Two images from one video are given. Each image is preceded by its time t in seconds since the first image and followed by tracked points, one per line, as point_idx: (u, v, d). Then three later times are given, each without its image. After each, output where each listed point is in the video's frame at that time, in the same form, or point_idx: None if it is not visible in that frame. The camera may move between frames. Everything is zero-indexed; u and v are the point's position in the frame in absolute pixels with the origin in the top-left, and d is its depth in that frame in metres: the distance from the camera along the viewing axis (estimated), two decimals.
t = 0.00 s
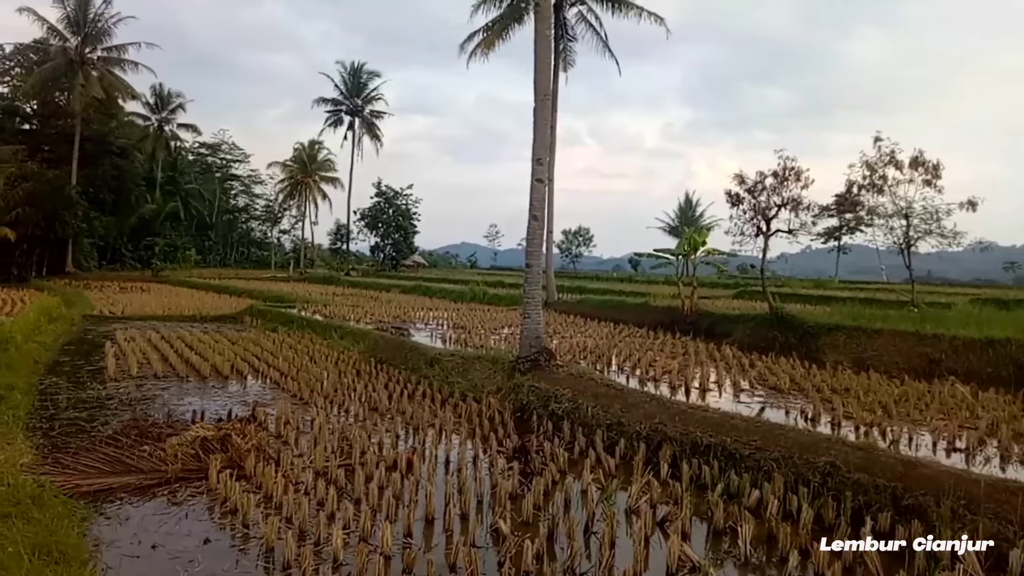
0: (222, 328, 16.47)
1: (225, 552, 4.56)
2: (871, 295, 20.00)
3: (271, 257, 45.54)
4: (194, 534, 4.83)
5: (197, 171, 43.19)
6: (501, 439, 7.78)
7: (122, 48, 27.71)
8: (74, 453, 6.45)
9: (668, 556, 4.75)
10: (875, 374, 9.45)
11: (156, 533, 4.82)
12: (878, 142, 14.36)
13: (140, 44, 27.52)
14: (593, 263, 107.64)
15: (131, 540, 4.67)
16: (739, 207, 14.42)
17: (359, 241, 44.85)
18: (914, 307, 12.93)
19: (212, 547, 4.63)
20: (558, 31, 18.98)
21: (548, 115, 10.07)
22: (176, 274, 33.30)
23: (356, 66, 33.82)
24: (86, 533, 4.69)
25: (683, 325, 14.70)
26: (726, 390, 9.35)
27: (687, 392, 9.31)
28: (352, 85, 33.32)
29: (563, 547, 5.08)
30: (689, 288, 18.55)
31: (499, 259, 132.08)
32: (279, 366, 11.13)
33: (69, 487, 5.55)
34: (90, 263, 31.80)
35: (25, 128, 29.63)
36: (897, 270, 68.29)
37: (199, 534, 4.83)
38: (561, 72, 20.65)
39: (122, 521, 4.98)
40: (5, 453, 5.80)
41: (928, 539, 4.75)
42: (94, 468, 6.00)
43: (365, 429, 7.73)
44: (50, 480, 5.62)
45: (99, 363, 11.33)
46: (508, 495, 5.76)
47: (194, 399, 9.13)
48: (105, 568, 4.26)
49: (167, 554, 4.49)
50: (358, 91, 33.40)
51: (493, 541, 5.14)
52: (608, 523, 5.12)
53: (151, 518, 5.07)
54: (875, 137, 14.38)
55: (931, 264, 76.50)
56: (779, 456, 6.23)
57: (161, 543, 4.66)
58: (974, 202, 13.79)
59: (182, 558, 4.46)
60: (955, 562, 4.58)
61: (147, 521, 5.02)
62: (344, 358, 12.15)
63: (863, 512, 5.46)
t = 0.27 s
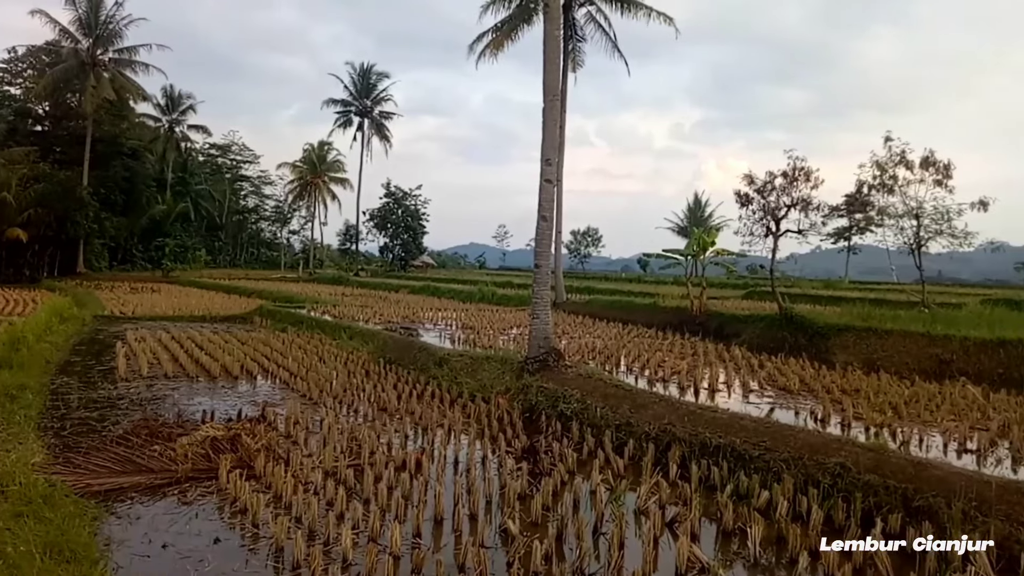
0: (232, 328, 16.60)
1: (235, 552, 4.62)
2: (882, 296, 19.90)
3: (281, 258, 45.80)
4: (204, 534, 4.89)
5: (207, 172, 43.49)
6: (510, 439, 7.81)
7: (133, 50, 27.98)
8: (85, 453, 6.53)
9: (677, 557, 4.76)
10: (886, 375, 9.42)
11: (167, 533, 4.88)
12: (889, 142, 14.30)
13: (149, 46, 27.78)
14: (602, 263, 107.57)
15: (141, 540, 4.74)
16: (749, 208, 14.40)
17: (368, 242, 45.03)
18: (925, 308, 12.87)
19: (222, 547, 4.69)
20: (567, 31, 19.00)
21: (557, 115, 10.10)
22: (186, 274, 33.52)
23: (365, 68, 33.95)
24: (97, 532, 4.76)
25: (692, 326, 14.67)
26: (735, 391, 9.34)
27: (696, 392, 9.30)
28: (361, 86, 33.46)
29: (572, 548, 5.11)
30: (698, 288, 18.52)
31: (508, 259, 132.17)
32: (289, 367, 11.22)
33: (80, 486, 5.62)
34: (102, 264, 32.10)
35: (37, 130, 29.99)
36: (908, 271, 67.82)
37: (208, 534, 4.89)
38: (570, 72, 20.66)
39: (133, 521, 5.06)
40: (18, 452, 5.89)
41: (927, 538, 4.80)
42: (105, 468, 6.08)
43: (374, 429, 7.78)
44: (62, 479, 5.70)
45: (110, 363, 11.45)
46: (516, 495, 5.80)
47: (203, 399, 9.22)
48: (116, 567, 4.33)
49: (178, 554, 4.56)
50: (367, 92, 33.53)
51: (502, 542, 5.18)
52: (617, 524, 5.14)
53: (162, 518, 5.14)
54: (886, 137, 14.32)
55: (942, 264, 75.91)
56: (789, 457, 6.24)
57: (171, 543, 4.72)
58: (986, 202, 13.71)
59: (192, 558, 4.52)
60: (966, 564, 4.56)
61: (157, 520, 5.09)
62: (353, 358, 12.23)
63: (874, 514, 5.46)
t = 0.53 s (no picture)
0: (239, 328, 16.67)
1: (242, 552, 4.64)
2: (889, 296, 19.81)
3: (287, 258, 45.96)
4: (211, 533, 4.92)
5: (214, 173, 43.67)
6: (516, 439, 7.82)
7: (141, 52, 28.12)
8: (93, 452, 6.57)
9: (683, 557, 4.75)
10: (893, 376, 9.38)
11: (174, 532, 4.91)
12: (896, 142, 14.23)
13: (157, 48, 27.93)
14: (608, 263, 107.75)
15: (149, 539, 4.77)
16: (755, 208, 14.36)
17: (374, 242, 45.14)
18: (932, 308, 12.79)
19: (229, 546, 4.71)
20: (573, 32, 18.99)
21: (562, 116, 10.11)
22: (193, 275, 33.67)
23: (371, 68, 34.04)
24: (105, 531, 4.79)
25: (699, 326, 14.63)
26: (742, 392, 9.32)
27: (702, 393, 9.28)
28: (367, 86, 33.55)
29: (578, 548, 5.10)
30: (704, 288, 18.49)
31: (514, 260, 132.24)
32: (296, 367, 11.25)
33: (88, 486, 5.66)
34: (109, 265, 32.29)
35: (46, 131, 30.18)
36: (915, 271, 67.52)
37: (216, 534, 4.92)
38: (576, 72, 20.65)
39: (140, 520, 5.09)
40: (26, 452, 5.92)
41: (926, 538, 4.82)
42: (113, 468, 6.11)
43: (380, 430, 7.80)
44: (70, 479, 5.73)
45: (118, 363, 11.53)
46: (522, 496, 5.80)
47: (211, 399, 9.26)
48: (123, 567, 4.35)
49: (185, 553, 4.59)
50: (373, 92, 33.62)
51: (508, 542, 5.18)
52: (623, 524, 5.14)
53: (170, 517, 5.17)
54: (893, 137, 14.26)
55: (950, 264, 75.53)
56: (796, 458, 6.22)
57: (179, 542, 4.75)
58: (994, 202, 13.63)
59: (199, 557, 4.55)
60: (974, 566, 4.53)
61: (164, 520, 5.12)
62: (359, 358, 12.25)
63: (881, 515, 5.44)
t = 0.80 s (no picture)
0: (242, 328, 16.70)
1: (245, 552, 4.65)
2: (893, 296, 19.76)
3: (291, 258, 46.05)
4: (215, 533, 4.93)
5: (218, 173, 43.76)
6: (519, 439, 7.82)
7: (145, 53, 28.16)
8: (98, 452, 6.59)
9: (687, 558, 4.75)
10: (897, 376, 9.35)
11: (177, 532, 4.92)
12: (900, 142, 14.19)
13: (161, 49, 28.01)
14: (611, 263, 107.70)
15: (152, 539, 4.78)
16: (759, 208, 14.34)
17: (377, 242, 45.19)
18: (937, 309, 12.74)
19: (232, 546, 4.72)
20: (576, 32, 18.99)
21: (565, 116, 10.11)
22: (197, 275, 33.76)
23: (374, 69, 34.08)
24: (109, 531, 4.80)
25: (702, 326, 14.61)
26: (745, 392, 9.30)
27: (706, 393, 9.26)
28: (371, 87, 33.59)
29: (581, 549, 5.10)
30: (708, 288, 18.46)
31: (517, 260, 132.23)
32: (299, 367, 11.28)
33: (92, 486, 5.68)
34: (113, 266, 32.41)
35: (51, 132, 30.28)
36: (919, 271, 67.32)
37: (219, 534, 4.93)
38: (579, 72, 20.63)
39: (144, 520, 5.10)
40: (31, 452, 5.94)
41: (926, 538, 4.83)
42: (117, 468, 6.13)
43: (383, 430, 7.80)
44: (74, 479, 5.75)
45: (122, 363, 11.57)
46: (525, 496, 5.79)
47: (215, 399, 9.28)
48: (127, 566, 4.36)
49: (188, 553, 4.60)
50: (377, 93, 33.66)
51: (511, 542, 5.18)
52: (626, 525, 5.13)
53: (173, 517, 5.18)
54: (897, 136, 14.22)
55: (955, 264, 75.32)
56: (799, 459, 6.20)
57: (183, 542, 4.76)
58: (998, 202, 13.59)
59: (203, 557, 4.55)
60: (978, 567, 4.52)
61: (168, 520, 5.13)
62: (363, 358, 12.27)
63: (885, 515, 5.42)
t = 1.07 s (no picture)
0: (244, 328, 16.72)
1: (246, 552, 4.65)
2: (894, 296, 19.73)
3: (292, 258, 46.09)
4: (216, 533, 4.93)
5: (219, 173, 43.78)
6: (520, 440, 7.82)
7: (146, 53, 28.18)
8: (99, 452, 6.60)
9: (688, 558, 4.74)
10: (898, 376, 9.34)
11: (178, 532, 4.92)
12: (902, 142, 14.19)
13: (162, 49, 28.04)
14: (612, 264, 107.75)
15: (153, 539, 4.78)
16: (760, 208, 14.33)
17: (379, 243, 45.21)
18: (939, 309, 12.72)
19: (233, 547, 4.73)
20: (577, 32, 18.99)
21: (566, 116, 10.11)
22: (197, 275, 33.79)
23: (375, 69, 34.09)
24: (110, 532, 4.80)
25: (703, 326, 14.60)
26: (746, 393, 9.28)
27: (707, 393, 9.25)
28: (371, 87, 33.60)
29: (582, 549, 5.09)
30: (709, 288, 18.45)
31: (518, 260, 132.28)
32: (300, 367, 11.29)
33: (93, 486, 5.68)
34: (115, 266, 32.46)
35: (52, 132, 30.30)
36: (921, 271, 67.26)
37: (220, 534, 4.93)
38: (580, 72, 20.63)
39: (145, 520, 5.10)
40: (32, 452, 5.94)
41: (926, 538, 4.83)
42: (119, 468, 6.13)
43: (384, 430, 7.80)
44: (75, 479, 5.75)
45: (123, 363, 11.59)
46: (526, 496, 5.79)
47: (216, 399, 9.29)
48: (128, 566, 4.37)
49: (189, 553, 4.60)
50: (378, 93, 33.66)
51: (512, 543, 5.18)
52: (627, 525, 5.13)
53: (174, 517, 5.19)
54: (899, 136, 14.21)
55: (957, 264, 75.23)
56: (800, 459, 6.19)
57: (183, 542, 4.76)
58: (999, 202, 13.57)
59: (203, 557, 4.56)
60: (980, 568, 4.51)
61: (169, 520, 5.14)
62: (364, 358, 12.28)
63: (886, 515, 5.42)
